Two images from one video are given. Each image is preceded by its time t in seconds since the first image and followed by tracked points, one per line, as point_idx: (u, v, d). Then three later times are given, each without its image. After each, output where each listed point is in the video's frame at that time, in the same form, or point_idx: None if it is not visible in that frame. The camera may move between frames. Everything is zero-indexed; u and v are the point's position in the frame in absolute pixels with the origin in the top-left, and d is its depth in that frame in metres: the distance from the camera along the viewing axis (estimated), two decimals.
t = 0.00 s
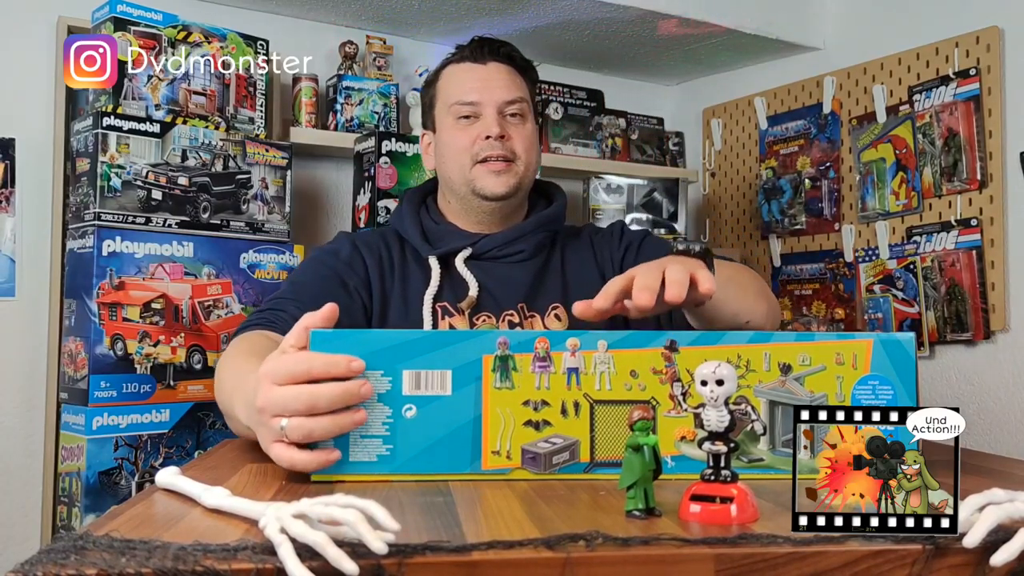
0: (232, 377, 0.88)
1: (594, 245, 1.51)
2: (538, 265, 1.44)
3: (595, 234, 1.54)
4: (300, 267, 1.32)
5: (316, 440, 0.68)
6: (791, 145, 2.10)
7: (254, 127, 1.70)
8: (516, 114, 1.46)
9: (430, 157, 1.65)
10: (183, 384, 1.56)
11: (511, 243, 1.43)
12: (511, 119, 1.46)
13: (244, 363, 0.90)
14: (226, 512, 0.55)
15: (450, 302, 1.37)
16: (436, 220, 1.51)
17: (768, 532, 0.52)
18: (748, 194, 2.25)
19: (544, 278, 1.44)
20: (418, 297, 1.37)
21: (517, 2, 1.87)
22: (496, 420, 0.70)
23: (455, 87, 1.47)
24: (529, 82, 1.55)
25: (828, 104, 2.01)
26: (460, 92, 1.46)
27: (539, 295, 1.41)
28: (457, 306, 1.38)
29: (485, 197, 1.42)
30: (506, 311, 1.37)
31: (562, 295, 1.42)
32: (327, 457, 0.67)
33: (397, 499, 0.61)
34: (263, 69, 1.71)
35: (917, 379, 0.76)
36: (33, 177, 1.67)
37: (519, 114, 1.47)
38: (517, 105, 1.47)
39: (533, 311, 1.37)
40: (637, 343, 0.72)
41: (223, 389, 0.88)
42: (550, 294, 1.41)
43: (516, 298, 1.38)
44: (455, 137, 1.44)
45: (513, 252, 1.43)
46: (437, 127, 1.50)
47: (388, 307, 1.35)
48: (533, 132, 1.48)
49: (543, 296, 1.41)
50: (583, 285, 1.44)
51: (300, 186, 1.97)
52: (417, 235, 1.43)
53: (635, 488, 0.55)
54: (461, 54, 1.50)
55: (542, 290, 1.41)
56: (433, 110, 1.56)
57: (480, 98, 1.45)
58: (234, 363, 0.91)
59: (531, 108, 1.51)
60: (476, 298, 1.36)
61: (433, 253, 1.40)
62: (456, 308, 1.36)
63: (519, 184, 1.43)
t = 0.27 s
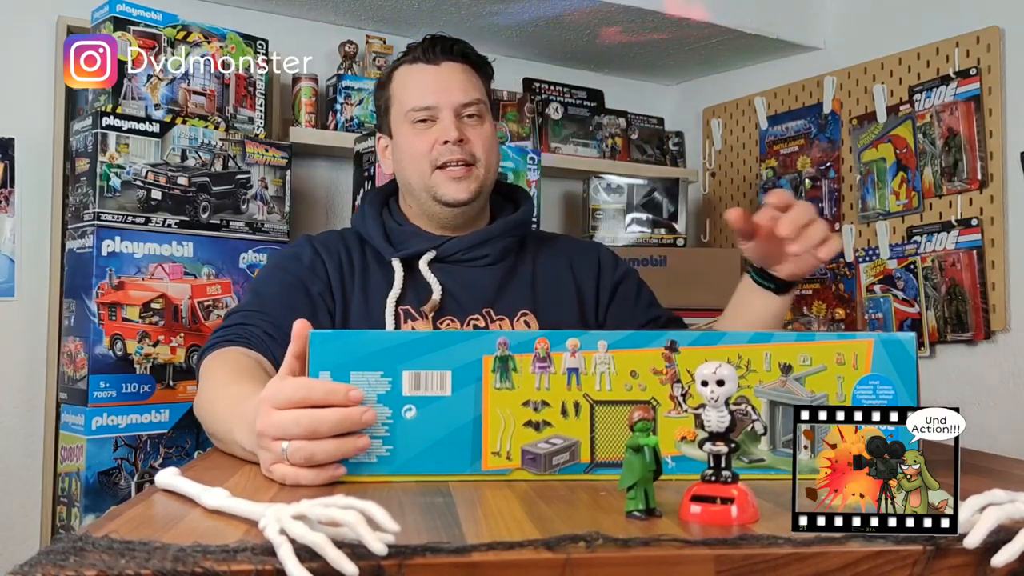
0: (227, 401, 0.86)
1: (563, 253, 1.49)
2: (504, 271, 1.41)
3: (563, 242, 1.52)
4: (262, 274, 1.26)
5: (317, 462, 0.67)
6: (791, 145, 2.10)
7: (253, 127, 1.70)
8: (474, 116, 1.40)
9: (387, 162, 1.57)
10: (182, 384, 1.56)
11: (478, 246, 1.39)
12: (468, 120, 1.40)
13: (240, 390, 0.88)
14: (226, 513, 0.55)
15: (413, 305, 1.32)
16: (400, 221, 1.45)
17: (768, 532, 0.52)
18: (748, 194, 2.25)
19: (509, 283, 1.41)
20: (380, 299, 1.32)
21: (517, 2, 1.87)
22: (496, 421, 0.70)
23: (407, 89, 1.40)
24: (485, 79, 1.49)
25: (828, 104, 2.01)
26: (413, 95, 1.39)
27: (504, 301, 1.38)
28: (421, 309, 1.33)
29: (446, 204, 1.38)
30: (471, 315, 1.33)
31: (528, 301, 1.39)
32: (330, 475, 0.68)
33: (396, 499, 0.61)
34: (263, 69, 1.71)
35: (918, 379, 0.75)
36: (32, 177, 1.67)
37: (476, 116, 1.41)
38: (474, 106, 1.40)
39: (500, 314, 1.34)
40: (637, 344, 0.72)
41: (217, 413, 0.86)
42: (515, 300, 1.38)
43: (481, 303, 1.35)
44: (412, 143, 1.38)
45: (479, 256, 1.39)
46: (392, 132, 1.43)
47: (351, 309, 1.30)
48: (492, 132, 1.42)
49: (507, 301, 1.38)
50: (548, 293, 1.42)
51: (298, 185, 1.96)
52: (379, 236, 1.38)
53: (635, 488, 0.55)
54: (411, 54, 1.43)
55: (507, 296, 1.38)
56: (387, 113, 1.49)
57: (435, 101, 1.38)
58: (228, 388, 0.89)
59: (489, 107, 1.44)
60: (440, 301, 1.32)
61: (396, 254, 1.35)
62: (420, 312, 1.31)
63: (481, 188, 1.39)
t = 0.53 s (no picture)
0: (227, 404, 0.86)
1: (551, 260, 1.49)
2: (490, 273, 1.40)
3: (551, 249, 1.52)
4: (251, 273, 1.25)
5: (316, 462, 0.67)
6: (791, 145, 2.10)
7: (253, 127, 1.70)
8: (453, 117, 1.40)
9: (371, 165, 1.57)
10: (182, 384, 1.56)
11: (464, 248, 1.38)
12: (447, 122, 1.40)
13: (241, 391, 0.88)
14: (226, 512, 0.55)
15: (398, 304, 1.32)
16: (386, 220, 1.45)
17: (768, 532, 0.52)
18: (748, 194, 2.25)
19: (495, 287, 1.40)
20: (367, 299, 1.31)
21: (517, 2, 1.87)
22: (496, 421, 0.70)
23: (385, 93, 1.40)
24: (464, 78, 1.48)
25: (828, 104, 2.01)
26: (391, 99, 1.39)
27: (491, 303, 1.38)
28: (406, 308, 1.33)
29: (430, 206, 1.37)
30: (457, 316, 1.33)
31: (515, 305, 1.39)
32: (330, 475, 0.68)
33: (395, 499, 0.61)
34: (263, 69, 1.71)
35: (918, 378, 0.75)
36: (32, 177, 1.67)
37: (456, 116, 1.40)
38: (454, 108, 1.40)
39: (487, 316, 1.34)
40: (636, 344, 0.72)
41: (217, 416, 0.86)
42: (502, 303, 1.38)
43: (468, 305, 1.34)
44: (393, 148, 1.38)
45: (465, 259, 1.38)
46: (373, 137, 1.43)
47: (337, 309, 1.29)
48: (473, 133, 1.42)
49: (493, 304, 1.38)
50: (536, 296, 1.42)
51: (298, 184, 1.96)
52: (364, 233, 1.37)
53: (635, 488, 0.55)
54: (386, 58, 1.43)
55: (493, 299, 1.38)
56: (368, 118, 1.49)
57: (412, 104, 1.38)
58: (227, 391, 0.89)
59: (469, 108, 1.44)
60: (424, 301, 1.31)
61: (382, 254, 1.34)
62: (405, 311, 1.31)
63: (464, 188, 1.39)
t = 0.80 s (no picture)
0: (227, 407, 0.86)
1: (552, 257, 1.48)
2: (491, 275, 1.40)
3: (552, 244, 1.51)
4: (251, 273, 1.25)
5: (315, 462, 0.67)
6: (791, 145, 2.10)
7: (253, 127, 1.70)
8: (454, 115, 1.39)
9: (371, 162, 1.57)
10: (182, 384, 1.56)
11: (463, 252, 1.38)
12: (448, 120, 1.39)
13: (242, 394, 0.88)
14: (226, 512, 0.55)
15: (400, 311, 1.32)
16: (386, 224, 1.45)
17: (768, 532, 0.52)
18: (748, 194, 2.25)
19: (496, 288, 1.40)
20: (369, 302, 1.31)
21: (516, 3, 1.88)
22: (496, 421, 0.70)
23: (386, 91, 1.40)
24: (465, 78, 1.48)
25: (828, 104, 2.01)
26: (392, 96, 1.39)
27: (492, 306, 1.38)
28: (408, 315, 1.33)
29: (428, 203, 1.37)
30: (457, 321, 1.33)
31: (516, 307, 1.39)
32: (329, 475, 0.68)
33: (395, 499, 0.61)
34: (263, 69, 1.70)
35: (917, 378, 0.75)
36: (32, 177, 1.67)
37: (457, 114, 1.40)
38: (455, 105, 1.39)
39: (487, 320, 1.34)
40: (636, 344, 0.72)
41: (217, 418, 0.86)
42: (502, 305, 1.39)
43: (468, 309, 1.35)
44: (393, 144, 1.38)
45: (465, 263, 1.38)
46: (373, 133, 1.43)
47: (338, 314, 1.29)
48: (474, 131, 1.41)
49: (494, 306, 1.38)
50: (537, 295, 1.43)
51: (297, 184, 1.96)
52: (364, 236, 1.37)
53: (635, 488, 0.55)
54: (388, 54, 1.43)
55: (494, 301, 1.38)
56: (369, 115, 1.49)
57: (413, 101, 1.37)
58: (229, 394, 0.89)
59: (470, 107, 1.43)
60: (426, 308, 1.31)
61: (383, 259, 1.34)
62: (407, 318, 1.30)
63: (463, 187, 1.38)
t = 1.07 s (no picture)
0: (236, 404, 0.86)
1: (566, 254, 1.47)
2: (505, 274, 1.39)
3: (566, 239, 1.50)
4: (270, 274, 1.27)
5: (313, 462, 0.67)
6: (791, 145, 2.10)
7: (253, 127, 1.70)
8: (478, 121, 1.37)
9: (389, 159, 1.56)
10: (182, 384, 1.56)
11: (477, 253, 1.37)
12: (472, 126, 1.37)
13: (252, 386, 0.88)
14: (226, 512, 0.55)
15: (415, 314, 1.31)
16: (400, 225, 1.45)
17: (768, 532, 0.52)
18: (748, 194, 2.25)
19: (510, 287, 1.40)
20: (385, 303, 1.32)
21: (516, 3, 1.88)
22: (496, 421, 0.70)
23: (410, 90, 1.37)
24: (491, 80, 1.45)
25: (828, 104, 2.01)
26: (417, 97, 1.36)
27: (506, 307, 1.37)
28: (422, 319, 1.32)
29: (446, 209, 1.37)
30: (472, 324, 1.33)
31: (530, 307, 1.39)
32: (329, 475, 0.67)
33: (395, 500, 0.61)
34: (263, 69, 1.70)
35: (917, 378, 0.75)
36: (32, 177, 1.67)
37: (482, 120, 1.37)
38: (480, 111, 1.37)
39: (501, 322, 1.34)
40: (636, 344, 0.72)
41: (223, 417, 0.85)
42: (517, 305, 1.38)
43: (482, 311, 1.34)
44: (414, 147, 1.36)
45: (479, 263, 1.37)
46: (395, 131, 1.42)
47: (355, 316, 1.31)
48: (497, 138, 1.39)
49: (509, 305, 1.38)
50: (552, 293, 1.42)
51: (297, 184, 1.96)
52: (380, 241, 1.37)
53: (635, 488, 0.55)
54: (416, 53, 1.40)
55: (508, 301, 1.38)
56: (391, 111, 1.47)
57: (438, 105, 1.35)
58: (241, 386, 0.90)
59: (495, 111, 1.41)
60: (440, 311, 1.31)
61: (399, 263, 1.33)
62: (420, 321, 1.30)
63: (481, 195, 1.38)
